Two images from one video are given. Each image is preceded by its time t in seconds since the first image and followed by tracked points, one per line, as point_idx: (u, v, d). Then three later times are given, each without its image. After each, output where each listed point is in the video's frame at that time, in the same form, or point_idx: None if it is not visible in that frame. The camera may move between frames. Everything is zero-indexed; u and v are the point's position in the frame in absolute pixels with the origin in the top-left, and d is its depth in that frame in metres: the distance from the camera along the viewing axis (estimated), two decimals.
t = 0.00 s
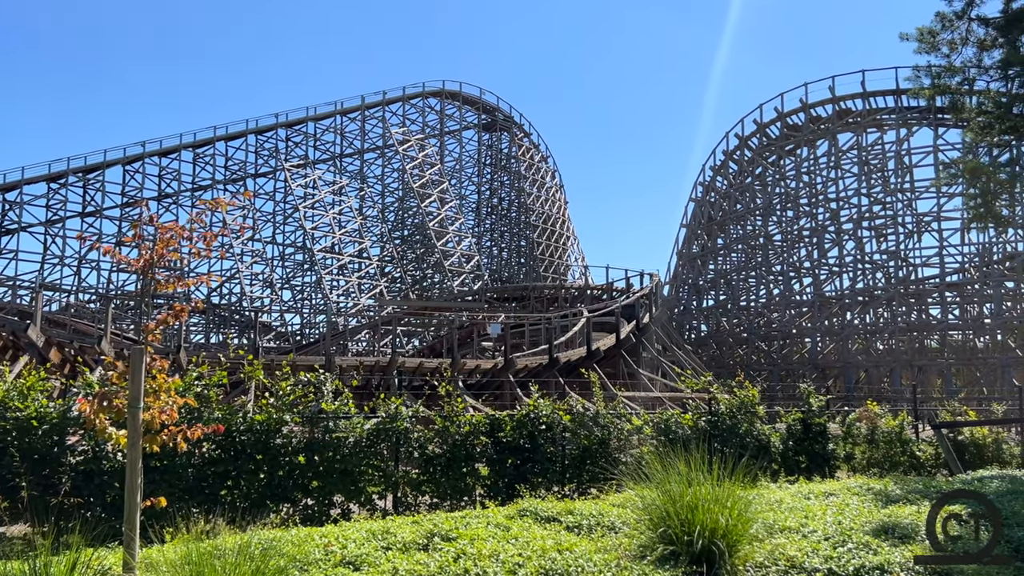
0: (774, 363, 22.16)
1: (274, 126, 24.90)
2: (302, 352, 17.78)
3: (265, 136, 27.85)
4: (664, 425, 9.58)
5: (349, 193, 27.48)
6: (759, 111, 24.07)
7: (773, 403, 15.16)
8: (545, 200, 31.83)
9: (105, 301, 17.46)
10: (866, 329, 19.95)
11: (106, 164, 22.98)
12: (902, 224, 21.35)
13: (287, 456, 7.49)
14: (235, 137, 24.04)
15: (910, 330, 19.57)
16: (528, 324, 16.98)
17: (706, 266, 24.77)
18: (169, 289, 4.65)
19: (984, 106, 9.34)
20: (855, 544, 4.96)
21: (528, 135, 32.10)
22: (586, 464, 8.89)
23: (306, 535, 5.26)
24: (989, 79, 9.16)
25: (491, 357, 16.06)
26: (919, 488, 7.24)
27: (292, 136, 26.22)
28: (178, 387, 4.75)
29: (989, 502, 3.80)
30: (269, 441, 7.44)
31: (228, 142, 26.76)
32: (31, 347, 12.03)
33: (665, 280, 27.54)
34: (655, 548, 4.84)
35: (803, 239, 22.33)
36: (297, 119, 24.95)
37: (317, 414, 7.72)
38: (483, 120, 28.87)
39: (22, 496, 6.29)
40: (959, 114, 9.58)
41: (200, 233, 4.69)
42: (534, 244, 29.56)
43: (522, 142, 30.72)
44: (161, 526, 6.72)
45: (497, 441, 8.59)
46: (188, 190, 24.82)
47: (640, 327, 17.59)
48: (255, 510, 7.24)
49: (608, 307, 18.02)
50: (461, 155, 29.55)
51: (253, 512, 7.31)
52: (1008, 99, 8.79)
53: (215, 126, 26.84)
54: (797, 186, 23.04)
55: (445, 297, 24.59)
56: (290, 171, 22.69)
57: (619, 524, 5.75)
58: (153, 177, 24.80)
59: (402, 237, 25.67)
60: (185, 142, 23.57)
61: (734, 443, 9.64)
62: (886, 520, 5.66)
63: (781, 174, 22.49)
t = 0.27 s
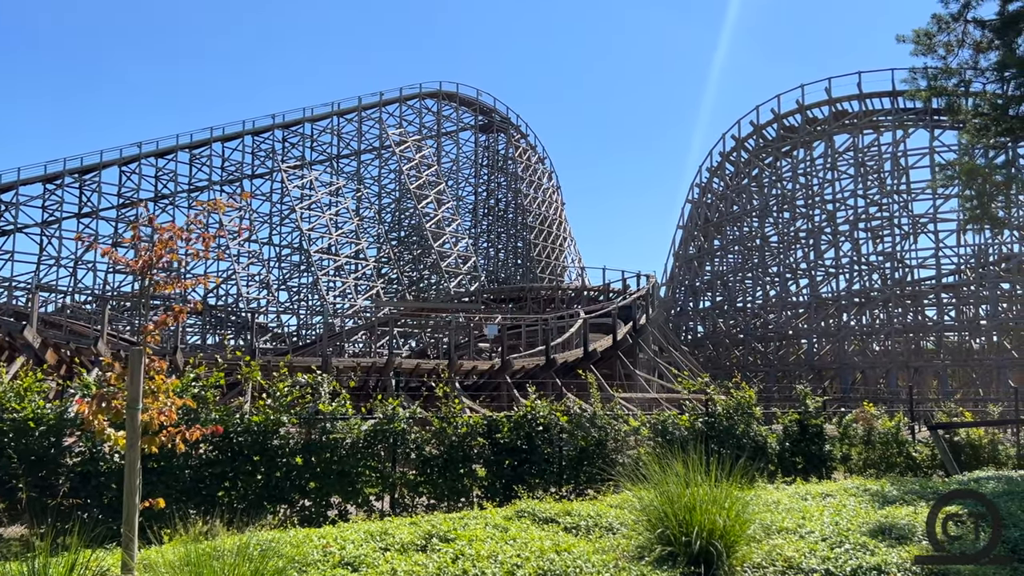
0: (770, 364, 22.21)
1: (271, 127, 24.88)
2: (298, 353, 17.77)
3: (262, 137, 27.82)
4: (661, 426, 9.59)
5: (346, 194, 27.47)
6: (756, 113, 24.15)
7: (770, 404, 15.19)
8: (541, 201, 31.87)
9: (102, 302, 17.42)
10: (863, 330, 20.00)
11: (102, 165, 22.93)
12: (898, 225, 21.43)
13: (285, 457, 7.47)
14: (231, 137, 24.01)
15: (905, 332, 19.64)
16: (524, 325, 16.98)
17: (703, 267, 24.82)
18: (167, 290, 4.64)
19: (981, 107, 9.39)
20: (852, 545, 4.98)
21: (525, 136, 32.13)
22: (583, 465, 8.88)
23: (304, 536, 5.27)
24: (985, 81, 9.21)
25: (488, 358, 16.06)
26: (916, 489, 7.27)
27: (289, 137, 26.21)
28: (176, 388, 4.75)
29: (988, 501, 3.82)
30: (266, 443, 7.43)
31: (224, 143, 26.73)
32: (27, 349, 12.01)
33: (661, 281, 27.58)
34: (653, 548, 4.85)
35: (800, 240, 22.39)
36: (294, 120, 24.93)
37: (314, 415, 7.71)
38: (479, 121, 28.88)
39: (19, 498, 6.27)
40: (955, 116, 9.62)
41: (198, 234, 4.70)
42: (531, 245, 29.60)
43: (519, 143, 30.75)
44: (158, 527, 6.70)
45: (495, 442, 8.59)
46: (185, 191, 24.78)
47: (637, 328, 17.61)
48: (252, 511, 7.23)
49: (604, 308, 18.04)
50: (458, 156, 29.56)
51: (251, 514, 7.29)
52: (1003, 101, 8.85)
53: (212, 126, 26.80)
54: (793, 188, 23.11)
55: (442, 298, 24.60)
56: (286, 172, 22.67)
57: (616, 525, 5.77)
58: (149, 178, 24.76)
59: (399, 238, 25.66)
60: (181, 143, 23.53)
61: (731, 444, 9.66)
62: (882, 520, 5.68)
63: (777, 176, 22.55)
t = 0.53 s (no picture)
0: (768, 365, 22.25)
1: (269, 128, 24.88)
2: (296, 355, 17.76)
3: (260, 138, 27.80)
4: (659, 428, 9.59)
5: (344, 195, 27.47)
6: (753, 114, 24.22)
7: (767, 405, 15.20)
8: (539, 202, 31.89)
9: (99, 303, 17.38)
10: (860, 331, 20.04)
11: (100, 166, 22.90)
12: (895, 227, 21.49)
13: (283, 458, 7.46)
14: (229, 138, 23.98)
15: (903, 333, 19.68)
16: (522, 326, 16.98)
17: (700, 269, 24.86)
18: (168, 291, 4.66)
19: (978, 110, 9.43)
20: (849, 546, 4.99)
21: (522, 137, 32.17)
22: (581, 466, 8.86)
23: (303, 537, 5.28)
24: (982, 83, 9.26)
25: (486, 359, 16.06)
26: (914, 490, 7.29)
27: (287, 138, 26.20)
28: (176, 390, 4.75)
29: (989, 501, 3.83)
30: (265, 444, 7.42)
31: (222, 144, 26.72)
32: (24, 350, 11.98)
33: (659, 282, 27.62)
34: (651, 549, 4.86)
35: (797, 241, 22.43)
36: (292, 122, 24.92)
37: (312, 416, 7.70)
38: (477, 123, 28.91)
39: (17, 499, 6.25)
40: (952, 118, 9.66)
41: (198, 237, 4.71)
42: (528, 246, 29.62)
43: (516, 144, 30.78)
44: (156, 528, 6.68)
45: (493, 443, 8.59)
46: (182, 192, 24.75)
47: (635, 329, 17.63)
48: (250, 512, 7.22)
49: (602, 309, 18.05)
50: (456, 157, 29.58)
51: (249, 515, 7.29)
52: (1000, 103, 8.90)
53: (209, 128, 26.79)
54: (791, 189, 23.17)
55: (440, 299, 24.60)
56: (284, 173, 22.65)
57: (615, 526, 5.78)
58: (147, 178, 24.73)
59: (396, 239, 25.66)
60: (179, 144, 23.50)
61: (729, 445, 9.66)
62: (880, 521, 5.69)
63: (775, 177, 22.59)
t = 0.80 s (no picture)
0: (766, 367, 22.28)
1: (267, 129, 24.87)
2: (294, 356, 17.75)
3: (258, 140, 27.77)
4: (658, 429, 9.60)
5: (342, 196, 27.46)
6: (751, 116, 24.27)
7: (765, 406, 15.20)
8: (537, 204, 31.91)
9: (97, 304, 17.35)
10: (858, 333, 20.07)
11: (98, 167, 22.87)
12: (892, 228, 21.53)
13: (282, 460, 7.46)
14: (227, 140, 23.97)
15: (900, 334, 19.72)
16: (521, 328, 16.97)
17: (698, 270, 24.88)
18: (168, 294, 4.67)
19: (976, 112, 9.46)
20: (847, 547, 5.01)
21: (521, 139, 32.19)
22: (580, 467, 8.86)
23: (303, 538, 5.28)
24: (980, 85, 9.28)
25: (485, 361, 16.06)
26: (913, 491, 7.30)
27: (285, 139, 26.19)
28: (177, 391, 4.75)
29: (989, 502, 3.84)
30: (264, 446, 7.41)
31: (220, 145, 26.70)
32: (23, 351, 11.97)
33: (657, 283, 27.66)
34: (651, 550, 4.87)
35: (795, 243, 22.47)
36: (290, 123, 24.91)
37: (311, 417, 7.70)
38: (475, 124, 28.92)
39: (16, 501, 6.23)
40: (949, 119, 9.68)
41: (198, 239, 4.72)
42: (527, 248, 29.63)
43: (515, 146, 30.80)
44: (155, 530, 6.68)
45: (492, 444, 8.59)
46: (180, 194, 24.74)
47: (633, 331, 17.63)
48: (248, 514, 7.22)
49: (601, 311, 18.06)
50: (454, 158, 29.59)
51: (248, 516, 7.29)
52: (998, 105, 8.93)
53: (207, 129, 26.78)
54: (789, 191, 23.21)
55: (438, 300, 24.59)
56: (282, 175, 22.64)
57: (615, 527, 5.78)
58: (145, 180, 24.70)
59: (394, 240, 25.66)
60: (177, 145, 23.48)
61: (728, 446, 9.67)
62: (879, 522, 5.70)
63: (773, 179, 22.63)
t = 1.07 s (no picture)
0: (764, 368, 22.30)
1: (266, 130, 24.86)
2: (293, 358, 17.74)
3: (257, 141, 27.76)
4: (658, 430, 9.61)
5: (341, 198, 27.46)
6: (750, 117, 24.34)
7: (763, 408, 15.22)
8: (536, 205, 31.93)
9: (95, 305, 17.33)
10: (856, 334, 20.10)
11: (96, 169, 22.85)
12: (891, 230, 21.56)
13: (282, 461, 7.46)
14: (226, 141, 23.95)
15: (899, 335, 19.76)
16: (519, 329, 16.98)
17: (697, 272, 24.90)
18: (170, 295, 4.67)
19: (974, 114, 9.49)
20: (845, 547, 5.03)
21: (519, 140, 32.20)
22: (580, 469, 8.86)
23: (304, 539, 5.28)
24: (978, 88, 9.31)
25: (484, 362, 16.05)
26: (911, 492, 7.32)
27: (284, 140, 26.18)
28: (179, 392, 4.75)
29: (989, 502, 3.85)
30: (263, 447, 7.41)
31: (219, 147, 26.68)
32: (21, 352, 11.94)
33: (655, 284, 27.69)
34: (651, 551, 4.87)
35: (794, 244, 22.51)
36: (289, 125, 24.91)
37: (311, 419, 7.70)
38: (474, 125, 28.94)
39: (16, 503, 6.21)
40: (948, 121, 9.70)
41: (199, 240, 4.73)
42: (525, 249, 29.64)
43: (513, 147, 30.81)
44: (155, 531, 6.68)
45: (491, 446, 8.59)
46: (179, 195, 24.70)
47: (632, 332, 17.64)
48: (248, 515, 7.22)
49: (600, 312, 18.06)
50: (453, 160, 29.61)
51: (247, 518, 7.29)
52: (996, 107, 8.96)
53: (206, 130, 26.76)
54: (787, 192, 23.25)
55: (437, 301, 24.58)
56: (281, 176, 22.63)
57: (615, 528, 5.79)
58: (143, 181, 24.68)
59: (393, 241, 25.65)
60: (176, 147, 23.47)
61: (727, 447, 9.68)
62: (878, 523, 5.71)
63: (771, 180, 22.67)
